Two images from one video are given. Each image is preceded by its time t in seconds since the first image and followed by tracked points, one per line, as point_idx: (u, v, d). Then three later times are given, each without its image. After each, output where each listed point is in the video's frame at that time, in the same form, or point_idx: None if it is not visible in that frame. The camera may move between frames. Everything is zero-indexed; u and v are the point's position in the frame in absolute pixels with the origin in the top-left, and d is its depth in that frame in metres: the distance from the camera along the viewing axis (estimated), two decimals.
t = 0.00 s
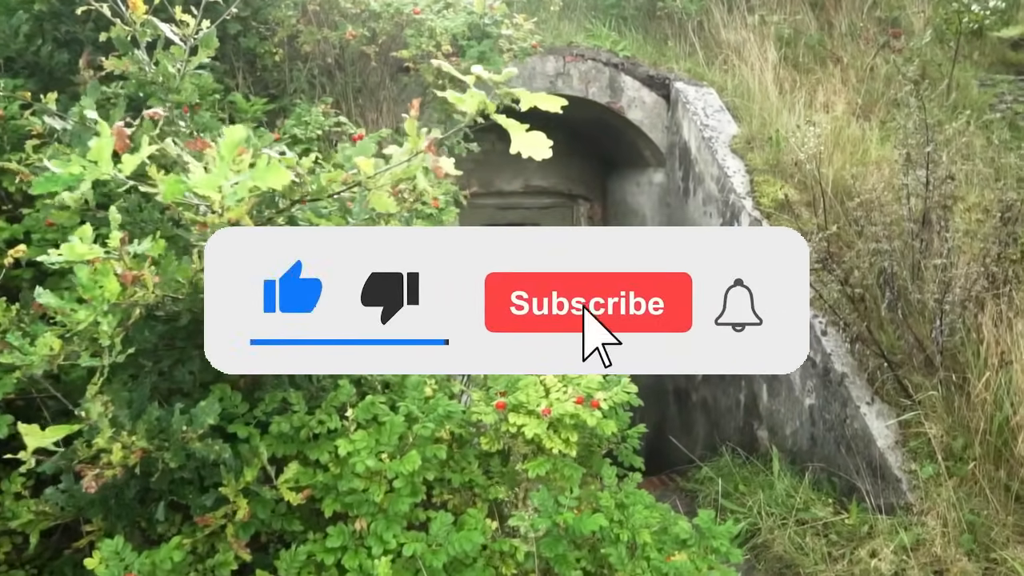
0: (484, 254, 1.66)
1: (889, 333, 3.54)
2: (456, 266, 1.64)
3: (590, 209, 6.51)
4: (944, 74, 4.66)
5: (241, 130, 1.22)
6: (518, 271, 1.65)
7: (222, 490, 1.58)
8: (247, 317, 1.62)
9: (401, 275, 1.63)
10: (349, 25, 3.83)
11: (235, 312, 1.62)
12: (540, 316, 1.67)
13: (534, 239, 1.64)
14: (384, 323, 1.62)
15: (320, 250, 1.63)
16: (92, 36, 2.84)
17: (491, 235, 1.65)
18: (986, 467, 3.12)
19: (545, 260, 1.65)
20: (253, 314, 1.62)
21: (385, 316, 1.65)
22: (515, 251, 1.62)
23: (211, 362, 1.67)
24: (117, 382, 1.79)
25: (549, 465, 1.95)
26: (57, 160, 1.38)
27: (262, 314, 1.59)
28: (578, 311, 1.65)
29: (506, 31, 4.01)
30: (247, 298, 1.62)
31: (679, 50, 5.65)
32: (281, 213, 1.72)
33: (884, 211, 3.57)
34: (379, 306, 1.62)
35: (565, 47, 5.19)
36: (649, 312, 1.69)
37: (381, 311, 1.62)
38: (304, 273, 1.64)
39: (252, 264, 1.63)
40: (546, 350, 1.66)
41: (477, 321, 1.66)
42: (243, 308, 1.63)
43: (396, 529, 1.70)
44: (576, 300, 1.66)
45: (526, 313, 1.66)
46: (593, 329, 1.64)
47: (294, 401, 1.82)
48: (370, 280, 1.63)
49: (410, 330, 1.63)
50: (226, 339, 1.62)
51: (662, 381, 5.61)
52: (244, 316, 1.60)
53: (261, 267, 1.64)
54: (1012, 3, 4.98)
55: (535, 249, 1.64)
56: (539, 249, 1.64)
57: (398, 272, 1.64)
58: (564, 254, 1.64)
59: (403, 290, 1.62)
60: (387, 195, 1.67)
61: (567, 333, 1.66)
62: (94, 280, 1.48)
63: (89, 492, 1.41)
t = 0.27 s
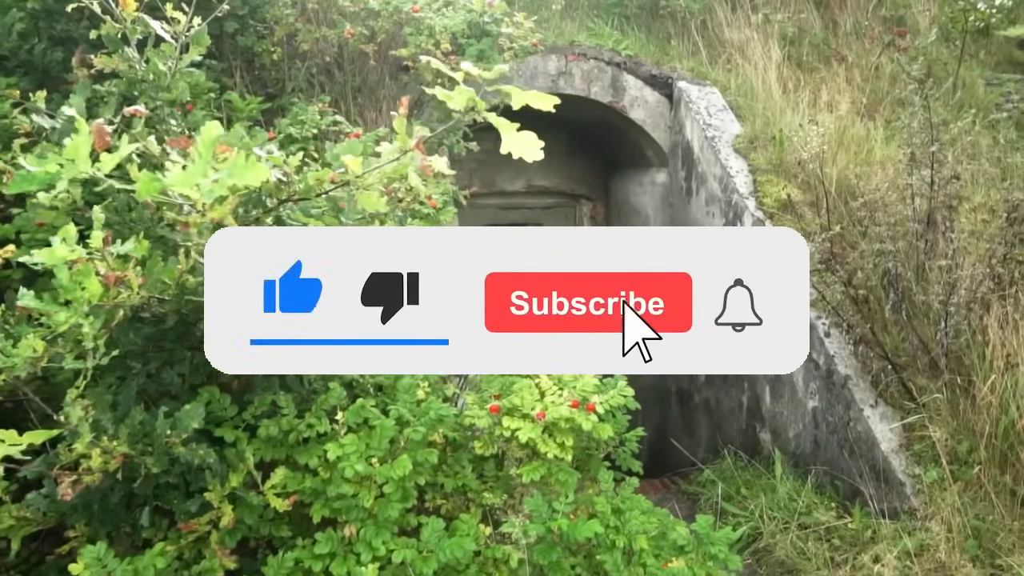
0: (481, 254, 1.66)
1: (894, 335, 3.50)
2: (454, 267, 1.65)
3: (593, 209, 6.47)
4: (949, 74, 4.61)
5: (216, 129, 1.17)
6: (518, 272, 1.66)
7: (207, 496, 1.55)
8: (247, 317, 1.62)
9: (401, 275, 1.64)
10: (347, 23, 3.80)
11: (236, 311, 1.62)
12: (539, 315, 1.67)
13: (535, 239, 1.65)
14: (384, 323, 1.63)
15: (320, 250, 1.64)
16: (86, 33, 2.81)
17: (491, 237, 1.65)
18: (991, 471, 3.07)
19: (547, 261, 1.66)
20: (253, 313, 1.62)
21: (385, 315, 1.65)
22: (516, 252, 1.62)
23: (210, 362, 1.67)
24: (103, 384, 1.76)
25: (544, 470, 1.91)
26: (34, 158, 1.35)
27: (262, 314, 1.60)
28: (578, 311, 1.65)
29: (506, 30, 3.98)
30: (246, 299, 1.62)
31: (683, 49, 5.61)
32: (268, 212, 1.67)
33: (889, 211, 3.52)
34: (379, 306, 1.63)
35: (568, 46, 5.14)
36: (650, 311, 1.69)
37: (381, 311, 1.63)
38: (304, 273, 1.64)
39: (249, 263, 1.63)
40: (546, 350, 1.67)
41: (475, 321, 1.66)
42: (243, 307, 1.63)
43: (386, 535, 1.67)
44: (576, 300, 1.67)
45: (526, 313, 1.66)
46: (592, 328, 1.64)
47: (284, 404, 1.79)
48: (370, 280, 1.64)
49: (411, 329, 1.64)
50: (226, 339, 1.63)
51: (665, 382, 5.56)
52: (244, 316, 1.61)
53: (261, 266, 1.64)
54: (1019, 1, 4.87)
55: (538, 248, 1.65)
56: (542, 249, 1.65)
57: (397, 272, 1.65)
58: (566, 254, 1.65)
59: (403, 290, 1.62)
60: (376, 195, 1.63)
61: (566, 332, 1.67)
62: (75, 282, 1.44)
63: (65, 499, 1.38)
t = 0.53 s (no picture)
0: (485, 253, 1.56)
1: (900, 337, 3.45)
2: (456, 265, 1.55)
3: (597, 209, 6.41)
4: (957, 72, 4.56)
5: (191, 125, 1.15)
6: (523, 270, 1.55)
7: (191, 503, 1.52)
8: (247, 316, 1.53)
9: (401, 275, 1.53)
10: (347, 21, 3.78)
11: (236, 311, 1.53)
12: (536, 315, 1.57)
13: (542, 238, 1.55)
14: (384, 323, 1.53)
15: (320, 249, 1.54)
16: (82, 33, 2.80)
17: (499, 235, 1.55)
18: (999, 477, 3.00)
19: (551, 260, 1.55)
20: (253, 314, 1.53)
21: (385, 316, 1.55)
22: (522, 250, 1.52)
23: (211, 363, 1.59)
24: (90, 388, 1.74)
25: (540, 476, 1.88)
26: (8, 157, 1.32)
27: (261, 314, 1.50)
28: (572, 310, 1.54)
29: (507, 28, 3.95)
30: (246, 299, 1.53)
31: (687, 48, 5.56)
32: (256, 213, 1.63)
33: (895, 212, 3.47)
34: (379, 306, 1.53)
35: (571, 45, 5.09)
36: (648, 310, 1.58)
37: (381, 310, 1.53)
38: (304, 273, 1.54)
39: (245, 264, 1.54)
40: (543, 352, 1.56)
41: (478, 321, 1.56)
42: (244, 307, 1.54)
43: (375, 543, 1.63)
44: (569, 299, 1.56)
45: (524, 312, 1.55)
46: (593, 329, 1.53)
47: (273, 408, 1.76)
48: (370, 280, 1.54)
49: (411, 330, 1.54)
50: (226, 339, 1.54)
51: (669, 384, 5.50)
52: (244, 315, 1.51)
53: (261, 266, 1.54)
54: None
55: (542, 248, 1.55)
56: (548, 249, 1.54)
57: (397, 271, 1.55)
58: (572, 254, 1.54)
59: (403, 289, 1.52)
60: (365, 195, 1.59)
61: (564, 333, 1.55)
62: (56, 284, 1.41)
63: (41, 508, 1.32)
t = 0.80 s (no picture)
0: (486, 252, 1.53)
1: (905, 339, 3.40)
2: (458, 265, 1.51)
3: (601, 210, 6.37)
4: (964, 72, 4.51)
5: (168, 124, 1.13)
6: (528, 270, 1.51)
7: (178, 509, 1.50)
8: (246, 316, 1.50)
9: (401, 275, 1.50)
10: (348, 21, 3.76)
11: (236, 311, 1.49)
12: (536, 315, 1.53)
13: (547, 238, 1.51)
14: (384, 323, 1.50)
15: (320, 249, 1.51)
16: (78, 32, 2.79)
17: (504, 235, 1.51)
18: (1006, 482, 2.94)
19: (559, 261, 1.52)
20: (253, 313, 1.50)
21: (385, 316, 1.52)
22: (525, 249, 1.48)
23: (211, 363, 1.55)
24: (79, 392, 1.72)
25: (536, 481, 1.85)
26: None
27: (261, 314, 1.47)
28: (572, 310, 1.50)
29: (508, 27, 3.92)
30: (246, 299, 1.50)
31: (692, 48, 5.52)
32: (244, 214, 1.59)
33: (900, 213, 3.42)
34: (379, 306, 1.50)
35: (574, 44, 5.06)
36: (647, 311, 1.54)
37: (381, 310, 1.50)
38: (304, 273, 1.51)
39: (247, 264, 1.52)
40: (543, 353, 1.52)
41: (480, 321, 1.52)
42: (244, 307, 1.51)
43: (366, 550, 1.61)
44: (568, 299, 1.52)
45: (524, 313, 1.51)
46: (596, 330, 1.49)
47: (264, 412, 1.74)
48: (370, 280, 1.51)
49: (411, 330, 1.51)
50: (226, 339, 1.51)
51: (673, 386, 5.46)
52: (244, 315, 1.48)
53: (261, 266, 1.51)
54: None
55: (548, 248, 1.51)
56: (553, 249, 1.50)
57: (397, 271, 1.51)
58: (578, 254, 1.51)
59: (403, 290, 1.49)
60: (354, 196, 1.54)
61: (564, 333, 1.51)
62: (38, 286, 1.39)
63: (18, 513, 1.31)
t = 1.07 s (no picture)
0: (487, 252, 1.53)
1: (910, 341, 3.36)
2: (460, 265, 1.52)
3: (605, 210, 6.34)
4: (971, 71, 4.46)
5: (150, 122, 1.11)
6: (529, 270, 1.52)
7: (163, 514, 1.48)
8: (247, 317, 1.50)
9: (401, 275, 1.51)
10: (347, 19, 3.73)
11: (236, 311, 1.50)
12: (536, 315, 1.53)
13: (551, 238, 1.52)
14: (384, 323, 1.50)
15: (320, 249, 1.51)
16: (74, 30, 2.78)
17: (506, 235, 1.51)
18: (1012, 486, 2.90)
19: (562, 261, 1.53)
20: (253, 313, 1.49)
21: (385, 316, 1.52)
22: (529, 249, 1.49)
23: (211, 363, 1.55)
24: (67, 393, 1.70)
25: (531, 486, 1.81)
26: None
27: (261, 314, 1.47)
28: (572, 310, 1.50)
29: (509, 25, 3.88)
30: (246, 299, 1.50)
31: (696, 46, 5.47)
32: (232, 213, 1.56)
33: (905, 213, 3.38)
34: (379, 306, 1.50)
35: (577, 43, 5.02)
36: (648, 311, 1.54)
37: (380, 310, 1.50)
38: (304, 273, 1.51)
39: (245, 265, 1.51)
40: (543, 353, 1.52)
41: (478, 321, 1.52)
42: (244, 308, 1.51)
43: (355, 556, 1.58)
44: (568, 299, 1.52)
45: (523, 313, 1.52)
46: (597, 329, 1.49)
47: (253, 415, 1.72)
48: (370, 280, 1.51)
49: (411, 330, 1.51)
50: (226, 339, 1.51)
51: (676, 388, 5.42)
52: (244, 315, 1.48)
53: (260, 266, 1.51)
54: None
55: (552, 249, 1.52)
56: (557, 249, 1.51)
57: (398, 271, 1.52)
58: (582, 254, 1.52)
59: (403, 290, 1.49)
60: (345, 194, 1.51)
61: (564, 333, 1.51)
62: (20, 286, 1.36)
63: None
